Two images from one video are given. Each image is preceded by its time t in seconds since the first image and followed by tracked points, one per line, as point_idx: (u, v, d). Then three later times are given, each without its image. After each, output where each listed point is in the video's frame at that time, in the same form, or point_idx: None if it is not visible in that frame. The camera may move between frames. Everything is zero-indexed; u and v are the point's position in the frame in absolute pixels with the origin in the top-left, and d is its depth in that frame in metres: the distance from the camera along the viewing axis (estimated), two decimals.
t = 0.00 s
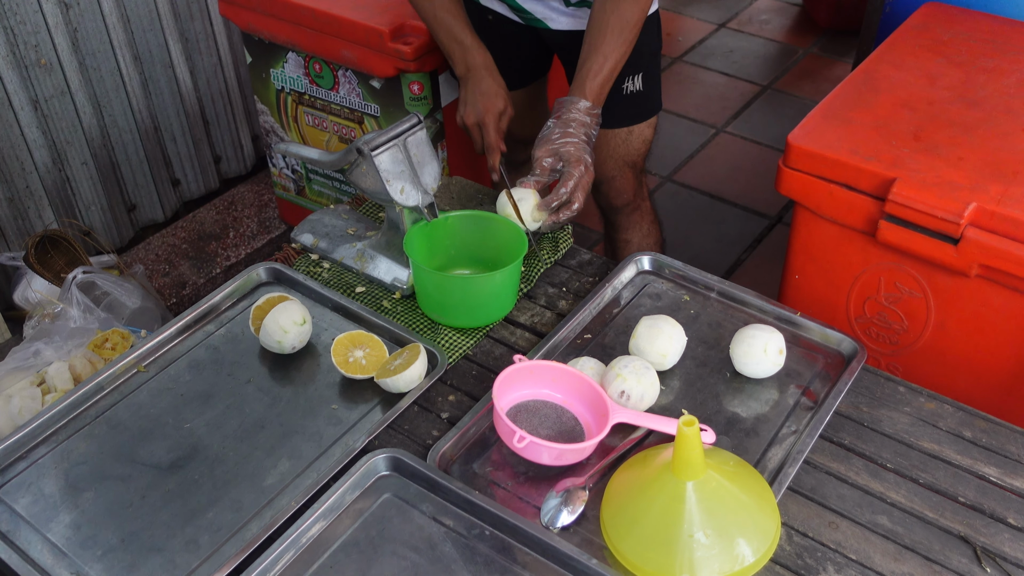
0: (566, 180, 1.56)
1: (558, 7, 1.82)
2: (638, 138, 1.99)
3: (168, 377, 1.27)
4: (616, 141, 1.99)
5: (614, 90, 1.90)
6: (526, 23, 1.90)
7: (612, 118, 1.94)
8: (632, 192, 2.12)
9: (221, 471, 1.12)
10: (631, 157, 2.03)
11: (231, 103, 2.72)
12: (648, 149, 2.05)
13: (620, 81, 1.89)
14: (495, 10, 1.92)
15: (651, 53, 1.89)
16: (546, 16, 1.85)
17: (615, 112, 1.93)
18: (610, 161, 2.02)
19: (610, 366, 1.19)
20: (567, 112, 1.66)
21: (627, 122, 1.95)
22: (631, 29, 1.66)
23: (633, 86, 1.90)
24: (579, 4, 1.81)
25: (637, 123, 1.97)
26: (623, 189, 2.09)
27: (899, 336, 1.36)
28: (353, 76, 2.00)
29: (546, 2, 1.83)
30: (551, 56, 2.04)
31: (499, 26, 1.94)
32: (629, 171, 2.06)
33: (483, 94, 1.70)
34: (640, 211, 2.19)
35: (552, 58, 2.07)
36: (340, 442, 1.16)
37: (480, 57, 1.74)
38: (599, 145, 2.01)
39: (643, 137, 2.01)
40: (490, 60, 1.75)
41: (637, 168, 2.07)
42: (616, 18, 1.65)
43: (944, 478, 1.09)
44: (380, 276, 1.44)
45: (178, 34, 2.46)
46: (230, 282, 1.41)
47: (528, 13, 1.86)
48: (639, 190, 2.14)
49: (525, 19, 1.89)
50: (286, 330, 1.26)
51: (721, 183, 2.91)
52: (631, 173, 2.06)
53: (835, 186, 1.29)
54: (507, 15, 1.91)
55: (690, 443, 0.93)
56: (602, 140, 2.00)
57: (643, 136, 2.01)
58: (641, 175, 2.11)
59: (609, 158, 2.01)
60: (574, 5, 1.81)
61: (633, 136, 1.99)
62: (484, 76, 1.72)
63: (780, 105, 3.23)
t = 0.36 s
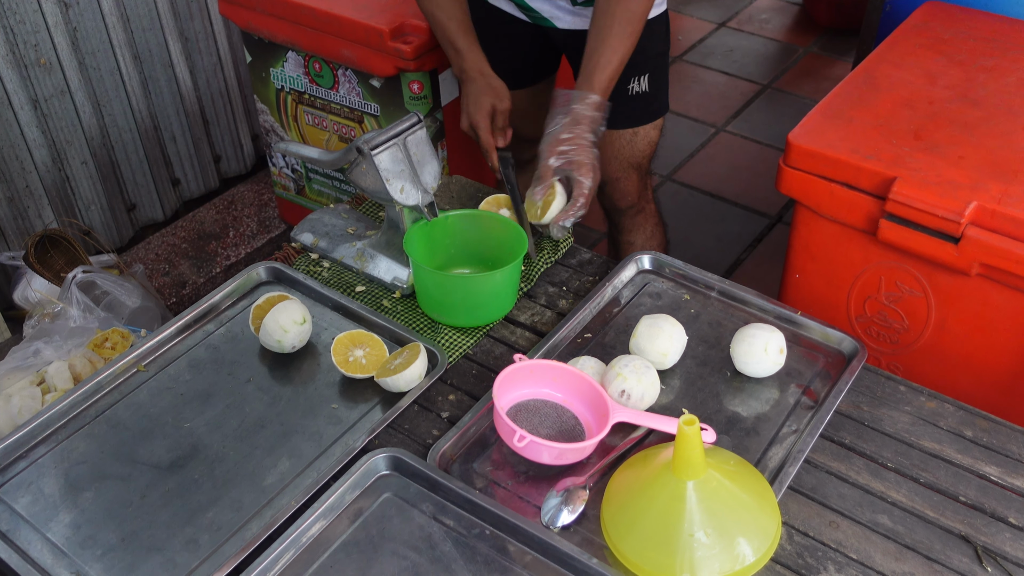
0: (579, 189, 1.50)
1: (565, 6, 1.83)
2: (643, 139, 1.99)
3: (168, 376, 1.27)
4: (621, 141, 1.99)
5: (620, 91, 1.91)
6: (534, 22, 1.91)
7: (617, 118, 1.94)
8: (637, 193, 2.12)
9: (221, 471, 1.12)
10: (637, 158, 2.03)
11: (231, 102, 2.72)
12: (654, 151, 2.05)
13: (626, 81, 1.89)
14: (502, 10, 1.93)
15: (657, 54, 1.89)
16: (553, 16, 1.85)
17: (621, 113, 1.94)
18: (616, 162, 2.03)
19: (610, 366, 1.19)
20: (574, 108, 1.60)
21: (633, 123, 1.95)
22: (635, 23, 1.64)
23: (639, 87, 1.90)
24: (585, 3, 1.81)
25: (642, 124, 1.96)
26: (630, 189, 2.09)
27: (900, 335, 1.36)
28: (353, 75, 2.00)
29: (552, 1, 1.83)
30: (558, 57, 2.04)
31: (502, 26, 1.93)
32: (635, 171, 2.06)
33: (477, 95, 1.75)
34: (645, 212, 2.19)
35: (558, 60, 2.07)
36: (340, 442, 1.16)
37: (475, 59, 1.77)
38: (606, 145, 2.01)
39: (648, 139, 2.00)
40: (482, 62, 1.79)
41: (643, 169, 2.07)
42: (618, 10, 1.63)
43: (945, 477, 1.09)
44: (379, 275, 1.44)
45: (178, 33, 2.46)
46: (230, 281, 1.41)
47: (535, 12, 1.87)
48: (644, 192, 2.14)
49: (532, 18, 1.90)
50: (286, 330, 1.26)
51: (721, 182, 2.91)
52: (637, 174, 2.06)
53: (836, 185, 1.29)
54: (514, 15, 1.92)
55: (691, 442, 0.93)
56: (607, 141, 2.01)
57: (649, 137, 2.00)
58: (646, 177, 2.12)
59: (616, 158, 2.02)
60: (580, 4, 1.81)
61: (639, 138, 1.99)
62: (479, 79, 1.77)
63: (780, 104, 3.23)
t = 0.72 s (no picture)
0: (650, 141, 1.40)
1: (573, 8, 1.82)
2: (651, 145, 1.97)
3: (169, 374, 1.27)
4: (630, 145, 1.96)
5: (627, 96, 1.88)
6: (541, 24, 1.90)
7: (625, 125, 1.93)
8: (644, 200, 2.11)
9: (221, 469, 1.12)
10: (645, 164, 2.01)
11: (231, 100, 2.71)
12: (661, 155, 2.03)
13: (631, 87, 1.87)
14: (510, 12, 1.93)
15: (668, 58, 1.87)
16: (561, 17, 1.85)
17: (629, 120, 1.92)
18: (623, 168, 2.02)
19: (611, 364, 1.18)
20: (655, 48, 1.55)
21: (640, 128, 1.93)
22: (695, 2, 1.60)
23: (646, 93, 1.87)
24: (593, 5, 1.80)
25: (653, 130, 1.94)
26: (636, 197, 2.06)
27: (901, 333, 1.36)
28: (353, 74, 1.99)
29: (561, 3, 1.83)
30: (565, 58, 2.03)
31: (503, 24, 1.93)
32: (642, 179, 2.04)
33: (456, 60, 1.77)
34: (651, 218, 2.19)
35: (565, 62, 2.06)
36: (341, 440, 1.15)
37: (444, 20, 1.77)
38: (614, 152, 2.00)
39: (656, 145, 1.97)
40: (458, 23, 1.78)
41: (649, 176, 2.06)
42: None
43: (946, 475, 1.09)
44: (380, 273, 1.44)
45: (178, 31, 2.46)
46: (230, 279, 1.41)
47: (543, 13, 1.86)
48: (649, 198, 2.13)
49: (540, 20, 1.89)
50: (287, 329, 1.26)
51: (722, 181, 2.90)
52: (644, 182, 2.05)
53: (837, 183, 1.28)
54: (522, 16, 1.91)
55: (692, 439, 0.93)
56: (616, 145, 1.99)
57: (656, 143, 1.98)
58: (653, 183, 2.11)
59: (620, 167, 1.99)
60: (587, 6, 1.81)
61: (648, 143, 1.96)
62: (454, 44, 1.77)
63: (780, 102, 3.23)
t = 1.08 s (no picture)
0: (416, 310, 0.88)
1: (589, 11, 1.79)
2: (666, 154, 1.97)
3: (170, 373, 1.27)
4: (644, 155, 1.97)
5: (643, 103, 1.88)
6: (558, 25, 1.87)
7: (640, 131, 1.92)
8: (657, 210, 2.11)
9: (223, 468, 1.12)
10: (659, 173, 2.01)
11: (231, 99, 2.72)
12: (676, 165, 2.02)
13: (649, 93, 1.86)
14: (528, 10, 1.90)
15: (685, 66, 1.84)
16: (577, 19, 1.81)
17: (644, 126, 1.91)
18: (636, 176, 2.02)
19: (612, 362, 1.18)
20: (455, 204, 0.93)
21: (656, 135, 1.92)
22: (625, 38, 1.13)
23: (665, 99, 1.86)
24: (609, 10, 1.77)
25: (665, 138, 1.94)
26: (650, 206, 2.08)
27: (902, 331, 1.36)
28: (353, 72, 2.00)
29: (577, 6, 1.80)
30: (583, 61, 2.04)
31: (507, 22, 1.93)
32: (656, 187, 2.04)
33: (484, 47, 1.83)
34: (662, 230, 2.19)
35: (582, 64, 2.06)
36: (342, 439, 1.15)
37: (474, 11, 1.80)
38: (628, 158, 1.99)
39: (671, 154, 1.98)
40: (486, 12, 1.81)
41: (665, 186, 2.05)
42: (598, 10, 1.10)
43: (947, 473, 1.09)
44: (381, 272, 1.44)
45: (179, 30, 2.45)
46: (231, 278, 1.41)
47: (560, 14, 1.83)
48: (663, 210, 2.13)
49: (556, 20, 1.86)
50: (287, 328, 1.26)
51: (723, 179, 2.90)
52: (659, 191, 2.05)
53: (838, 181, 1.28)
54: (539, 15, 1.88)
55: (693, 438, 0.93)
56: (630, 154, 1.98)
57: (672, 153, 1.98)
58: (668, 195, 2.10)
59: (636, 173, 2.01)
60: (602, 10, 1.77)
61: (662, 152, 1.97)
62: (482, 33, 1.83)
63: (780, 101, 3.23)
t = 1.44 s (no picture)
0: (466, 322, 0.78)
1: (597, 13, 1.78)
2: (672, 159, 1.97)
3: (170, 372, 1.27)
4: (649, 159, 1.97)
5: (649, 107, 1.88)
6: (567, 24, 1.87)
7: (645, 136, 1.92)
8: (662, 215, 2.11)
9: (223, 466, 1.12)
10: (665, 177, 2.01)
11: (232, 98, 2.72)
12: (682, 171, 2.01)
13: (655, 98, 1.86)
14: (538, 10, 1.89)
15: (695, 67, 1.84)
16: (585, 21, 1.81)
17: (650, 130, 1.91)
18: (642, 181, 2.02)
19: (612, 361, 1.18)
20: (477, 223, 0.81)
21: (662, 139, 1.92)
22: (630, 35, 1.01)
23: (668, 104, 1.86)
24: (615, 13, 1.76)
25: (672, 143, 1.94)
26: (655, 211, 2.07)
27: (902, 331, 1.36)
28: (354, 71, 2.00)
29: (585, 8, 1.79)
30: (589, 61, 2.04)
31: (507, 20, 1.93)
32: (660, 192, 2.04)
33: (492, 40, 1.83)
34: (667, 234, 2.18)
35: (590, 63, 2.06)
36: (342, 438, 1.16)
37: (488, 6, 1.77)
38: (634, 161, 1.99)
39: (677, 159, 1.97)
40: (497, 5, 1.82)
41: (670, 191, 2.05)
42: (597, 12, 0.99)
43: (948, 472, 1.09)
44: (381, 271, 1.44)
45: (179, 29, 2.45)
46: (231, 277, 1.41)
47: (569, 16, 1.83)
48: (668, 214, 2.13)
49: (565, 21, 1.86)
50: (286, 327, 1.25)
51: (723, 179, 2.90)
52: (664, 197, 2.05)
53: (838, 181, 1.28)
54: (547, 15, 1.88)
55: (693, 437, 0.93)
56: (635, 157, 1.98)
57: (678, 158, 1.98)
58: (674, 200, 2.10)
59: (641, 178, 2.01)
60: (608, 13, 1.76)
61: (668, 156, 1.97)
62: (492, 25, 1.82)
63: (781, 100, 3.23)
